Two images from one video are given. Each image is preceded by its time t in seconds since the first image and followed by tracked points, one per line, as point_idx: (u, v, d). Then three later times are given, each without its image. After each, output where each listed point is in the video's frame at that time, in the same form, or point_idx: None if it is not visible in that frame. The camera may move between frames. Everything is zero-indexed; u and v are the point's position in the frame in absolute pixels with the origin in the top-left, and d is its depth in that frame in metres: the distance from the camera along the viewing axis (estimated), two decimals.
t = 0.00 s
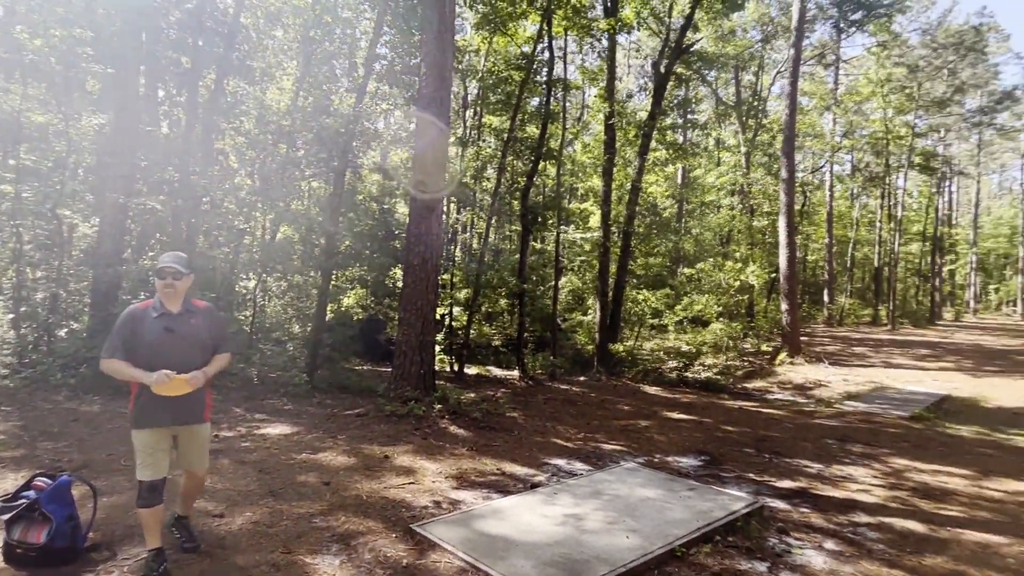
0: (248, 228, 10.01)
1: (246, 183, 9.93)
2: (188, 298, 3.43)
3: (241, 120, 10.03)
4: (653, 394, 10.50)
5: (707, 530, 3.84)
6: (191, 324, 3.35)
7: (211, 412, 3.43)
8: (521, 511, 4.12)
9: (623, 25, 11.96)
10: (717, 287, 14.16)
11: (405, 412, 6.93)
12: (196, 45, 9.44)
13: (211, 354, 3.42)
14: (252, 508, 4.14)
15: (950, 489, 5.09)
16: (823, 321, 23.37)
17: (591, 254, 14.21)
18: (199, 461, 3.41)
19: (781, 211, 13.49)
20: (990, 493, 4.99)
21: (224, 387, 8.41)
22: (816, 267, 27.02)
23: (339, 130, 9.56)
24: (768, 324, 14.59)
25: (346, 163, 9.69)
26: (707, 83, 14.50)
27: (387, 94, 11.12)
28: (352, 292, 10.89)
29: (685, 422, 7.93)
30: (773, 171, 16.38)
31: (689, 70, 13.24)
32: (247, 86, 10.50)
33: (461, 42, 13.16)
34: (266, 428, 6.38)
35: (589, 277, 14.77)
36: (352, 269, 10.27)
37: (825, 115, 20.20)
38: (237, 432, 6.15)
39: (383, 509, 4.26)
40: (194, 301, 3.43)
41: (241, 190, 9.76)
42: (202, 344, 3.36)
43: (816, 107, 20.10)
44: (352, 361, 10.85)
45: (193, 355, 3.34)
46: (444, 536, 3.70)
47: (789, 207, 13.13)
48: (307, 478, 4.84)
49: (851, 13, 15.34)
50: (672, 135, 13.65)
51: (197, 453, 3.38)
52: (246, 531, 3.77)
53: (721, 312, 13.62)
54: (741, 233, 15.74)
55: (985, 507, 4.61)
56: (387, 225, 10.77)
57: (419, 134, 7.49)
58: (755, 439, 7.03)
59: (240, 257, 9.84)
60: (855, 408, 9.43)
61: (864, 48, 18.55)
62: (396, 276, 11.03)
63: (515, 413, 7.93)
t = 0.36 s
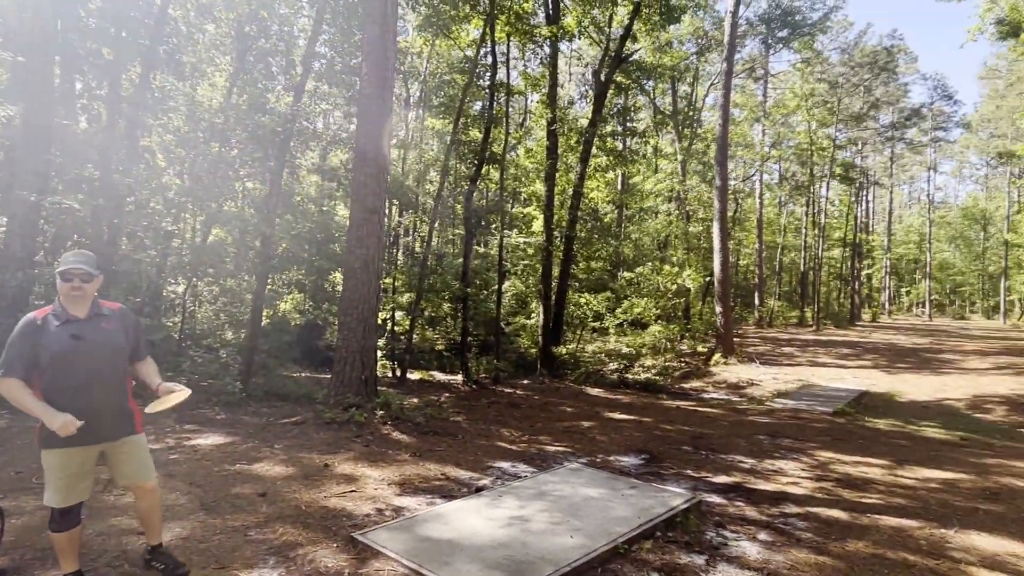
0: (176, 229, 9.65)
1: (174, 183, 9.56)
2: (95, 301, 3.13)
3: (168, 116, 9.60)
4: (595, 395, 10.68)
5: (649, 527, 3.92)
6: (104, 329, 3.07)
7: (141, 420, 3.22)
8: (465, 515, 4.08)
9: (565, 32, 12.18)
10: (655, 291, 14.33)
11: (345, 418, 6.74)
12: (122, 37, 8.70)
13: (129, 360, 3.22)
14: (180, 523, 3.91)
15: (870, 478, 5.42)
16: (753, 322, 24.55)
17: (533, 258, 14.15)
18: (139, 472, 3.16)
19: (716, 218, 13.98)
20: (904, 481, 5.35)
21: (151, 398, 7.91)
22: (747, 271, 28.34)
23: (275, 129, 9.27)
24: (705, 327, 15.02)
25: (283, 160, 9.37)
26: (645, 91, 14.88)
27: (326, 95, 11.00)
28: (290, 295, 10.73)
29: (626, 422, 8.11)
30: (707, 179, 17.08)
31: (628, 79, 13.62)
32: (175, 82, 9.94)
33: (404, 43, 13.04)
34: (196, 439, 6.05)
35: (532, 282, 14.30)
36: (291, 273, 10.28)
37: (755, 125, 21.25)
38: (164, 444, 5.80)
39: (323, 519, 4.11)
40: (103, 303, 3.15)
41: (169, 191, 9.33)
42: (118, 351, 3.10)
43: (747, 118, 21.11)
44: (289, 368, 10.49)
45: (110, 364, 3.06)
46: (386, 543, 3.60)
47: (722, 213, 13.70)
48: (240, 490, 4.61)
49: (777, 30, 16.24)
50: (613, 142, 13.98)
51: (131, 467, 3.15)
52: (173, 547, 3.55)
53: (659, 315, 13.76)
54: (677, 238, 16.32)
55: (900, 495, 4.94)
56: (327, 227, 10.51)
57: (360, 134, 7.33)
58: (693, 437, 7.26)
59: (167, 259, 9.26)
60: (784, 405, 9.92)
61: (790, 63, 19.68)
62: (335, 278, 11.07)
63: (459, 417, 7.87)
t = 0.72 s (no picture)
0: (84, 230, 8.86)
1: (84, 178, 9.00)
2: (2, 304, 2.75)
3: (77, 107, 9.16)
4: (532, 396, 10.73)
5: (584, 523, 3.97)
6: (9, 337, 2.68)
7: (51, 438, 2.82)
8: (401, 519, 3.99)
9: (500, 35, 12.19)
10: (590, 292, 14.68)
11: (274, 425, 6.46)
12: (26, 21, 8.00)
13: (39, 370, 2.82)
14: (88, 542, 3.60)
15: (790, 467, 5.74)
16: (683, 322, 25.52)
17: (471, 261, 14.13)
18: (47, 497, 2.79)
19: (647, 222, 14.43)
20: (819, 468, 5.70)
21: (55, 409, 7.29)
22: (677, 273, 29.45)
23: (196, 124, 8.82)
24: (637, 326, 15.40)
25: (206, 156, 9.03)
26: (579, 96, 15.18)
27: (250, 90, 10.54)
28: (215, 299, 10.17)
29: (562, 421, 8.21)
30: (638, 183, 17.61)
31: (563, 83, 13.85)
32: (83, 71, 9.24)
33: (336, 40, 12.70)
34: (108, 452, 5.63)
35: (469, 283, 14.34)
36: (215, 277, 9.71)
37: (683, 133, 22.13)
38: (70, 459, 5.35)
39: (249, 530, 3.91)
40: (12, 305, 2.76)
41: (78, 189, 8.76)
42: (22, 361, 2.71)
43: (675, 126, 21.94)
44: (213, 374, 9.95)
45: (13, 376, 2.68)
46: (317, 551, 3.47)
47: (653, 217, 14.16)
48: (157, 504, 4.31)
49: (703, 41, 17.00)
50: (547, 145, 14.17)
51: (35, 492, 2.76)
52: (79, 568, 3.27)
53: (594, 314, 14.01)
54: (611, 240, 16.74)
55: (816, 481, 5.26)
56: (253, 227, 10.05)
57: (288, 131, 7.07)
58: (627, 434, 7.43)
59: (74, 261, 8.34)
60: (711, 400, 10.36)
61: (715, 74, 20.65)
62: (263, 281, 10.80)
63: (395, 421, 7.72)
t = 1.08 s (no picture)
0: None
1: None
2: None
3: None
4: (477, 397, 10.62)
5: (526, 527, 3.91)
6: None
7: None
8: (335, 533, 3.80)
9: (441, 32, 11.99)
10: (535, 291, 14.76)
11: (202, 437, 6.09)
12: None
13: None
14: None
15: (727, 461, 5.89)
16: (626, 318, 26.09)
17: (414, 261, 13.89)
18: None
19: (590, 221, 14.61)
20: (754, 460, 5.88)
21: None
22: (619, 271, 30.08)
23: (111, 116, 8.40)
24: (582, 324, 15.57)
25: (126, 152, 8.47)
26: (521, 95, 15.19)
27: (174, 80, 9.95)
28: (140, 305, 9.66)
29: (507, 422, 8.15)
30: (581, 182, 17.79)
31: (506, 82, 13.80)
32: None
33: (270, 31, 12.18)
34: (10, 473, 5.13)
35: (412, 283, 14.09)
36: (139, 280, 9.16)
37: (624, 133, 22.55)
38: None
39: (169, 553, 3.63)
40: None
41: None
42: None
43: (616, 126, 22.32)
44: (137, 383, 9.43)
45: None
46: (243, 572, 3.24)
47: (595, 216, 14.37)
48: (63, 530, 3.93)
49: (643, 44, 17.35)
50: (490, 143, 14.10)
51: None
52: None
53: (538, 314, 14.15)
54: (555, 239, 16.85)
55: (750, 474, 5.41)
56: (180, 226, 9.49)
57: (214, 126, 6.67)
58: (571, 433, 7.45)
59: None
60: (652, 396, 10.58)
61: (654, 76, 21.14)
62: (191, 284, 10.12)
63: (334, 428, 7.44)
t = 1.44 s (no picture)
0: None
1: None
2: None
3: None
4: (437, 393, 10.47)
5: (489, 526, 3.85)
6: None
7: None
8: (289, 540, 3.64)
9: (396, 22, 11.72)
10: (495, 286, 14.58)
11: (145, 443, 5.77)
12: None
13: None
14: None
15: (686, 451, 5.97)
16: (584, 312, 26.37)
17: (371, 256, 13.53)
18: None
19: (549, 215, 14.56)
20: (712, 450, 5.99)
21: None
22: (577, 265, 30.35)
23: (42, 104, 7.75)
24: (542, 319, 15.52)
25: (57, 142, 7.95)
26: (478, 88, 15.06)
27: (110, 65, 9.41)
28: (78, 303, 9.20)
29: (468, 418, 8.07)
30: (539, 177, 17.81)
31: (463, 75, 13.63)
32: None
33: (216, 18, 11.68)
34: None
35: (369, 279, 13.74)
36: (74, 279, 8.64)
37: (581, 128, 22.70)
38: None
39: (110, 569, 3.40)
40: None
41: None
42: None
43: (574, 121, 22.44)
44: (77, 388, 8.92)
45: None
46: None
47: (554, 211, 14.38)
48: None
49: (599, 39, 17.45)
50: (447, 136, 13.89)
51: None
52: None
53: (497, 310, 14.10)
54: (514, 233, 16.80)
55: (709, 463, 5.50)
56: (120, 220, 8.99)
57: (154, 115, 6.31)
58: (533, 427, 7.43)
59: None
60: (612, 388, 10.69)
61: (610, 72, 21.31)
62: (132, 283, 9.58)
63: (288, 429, 7.19)
